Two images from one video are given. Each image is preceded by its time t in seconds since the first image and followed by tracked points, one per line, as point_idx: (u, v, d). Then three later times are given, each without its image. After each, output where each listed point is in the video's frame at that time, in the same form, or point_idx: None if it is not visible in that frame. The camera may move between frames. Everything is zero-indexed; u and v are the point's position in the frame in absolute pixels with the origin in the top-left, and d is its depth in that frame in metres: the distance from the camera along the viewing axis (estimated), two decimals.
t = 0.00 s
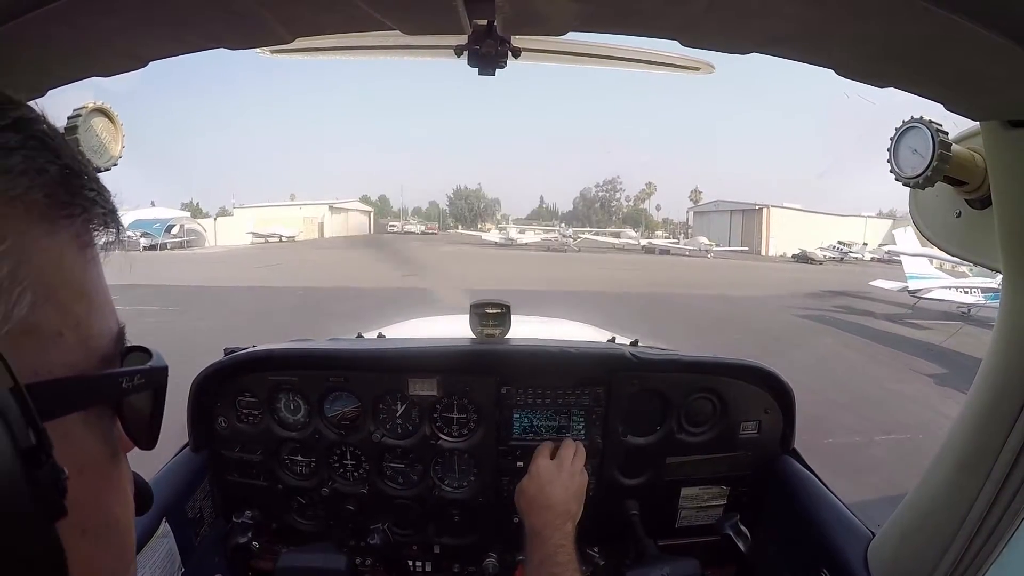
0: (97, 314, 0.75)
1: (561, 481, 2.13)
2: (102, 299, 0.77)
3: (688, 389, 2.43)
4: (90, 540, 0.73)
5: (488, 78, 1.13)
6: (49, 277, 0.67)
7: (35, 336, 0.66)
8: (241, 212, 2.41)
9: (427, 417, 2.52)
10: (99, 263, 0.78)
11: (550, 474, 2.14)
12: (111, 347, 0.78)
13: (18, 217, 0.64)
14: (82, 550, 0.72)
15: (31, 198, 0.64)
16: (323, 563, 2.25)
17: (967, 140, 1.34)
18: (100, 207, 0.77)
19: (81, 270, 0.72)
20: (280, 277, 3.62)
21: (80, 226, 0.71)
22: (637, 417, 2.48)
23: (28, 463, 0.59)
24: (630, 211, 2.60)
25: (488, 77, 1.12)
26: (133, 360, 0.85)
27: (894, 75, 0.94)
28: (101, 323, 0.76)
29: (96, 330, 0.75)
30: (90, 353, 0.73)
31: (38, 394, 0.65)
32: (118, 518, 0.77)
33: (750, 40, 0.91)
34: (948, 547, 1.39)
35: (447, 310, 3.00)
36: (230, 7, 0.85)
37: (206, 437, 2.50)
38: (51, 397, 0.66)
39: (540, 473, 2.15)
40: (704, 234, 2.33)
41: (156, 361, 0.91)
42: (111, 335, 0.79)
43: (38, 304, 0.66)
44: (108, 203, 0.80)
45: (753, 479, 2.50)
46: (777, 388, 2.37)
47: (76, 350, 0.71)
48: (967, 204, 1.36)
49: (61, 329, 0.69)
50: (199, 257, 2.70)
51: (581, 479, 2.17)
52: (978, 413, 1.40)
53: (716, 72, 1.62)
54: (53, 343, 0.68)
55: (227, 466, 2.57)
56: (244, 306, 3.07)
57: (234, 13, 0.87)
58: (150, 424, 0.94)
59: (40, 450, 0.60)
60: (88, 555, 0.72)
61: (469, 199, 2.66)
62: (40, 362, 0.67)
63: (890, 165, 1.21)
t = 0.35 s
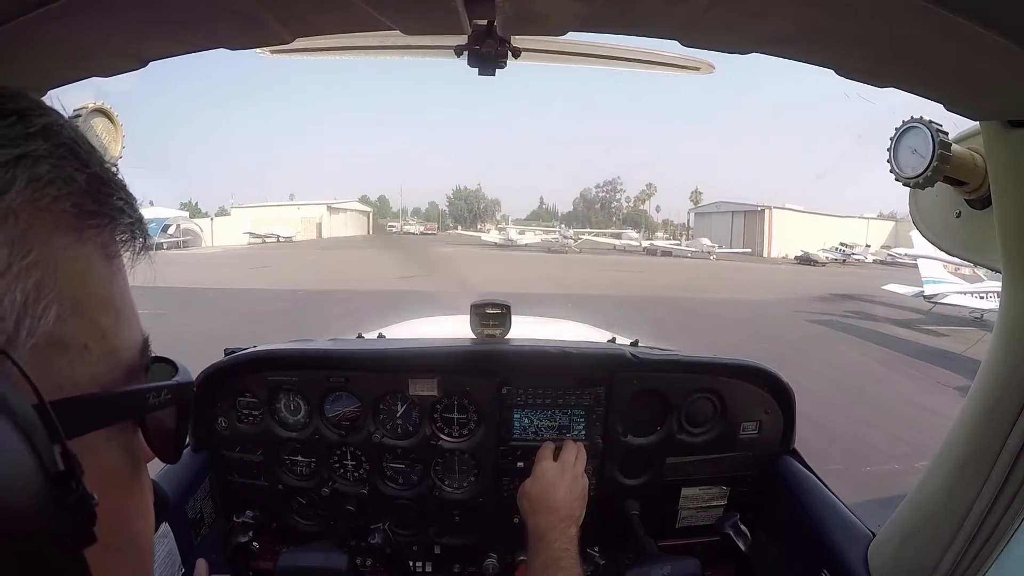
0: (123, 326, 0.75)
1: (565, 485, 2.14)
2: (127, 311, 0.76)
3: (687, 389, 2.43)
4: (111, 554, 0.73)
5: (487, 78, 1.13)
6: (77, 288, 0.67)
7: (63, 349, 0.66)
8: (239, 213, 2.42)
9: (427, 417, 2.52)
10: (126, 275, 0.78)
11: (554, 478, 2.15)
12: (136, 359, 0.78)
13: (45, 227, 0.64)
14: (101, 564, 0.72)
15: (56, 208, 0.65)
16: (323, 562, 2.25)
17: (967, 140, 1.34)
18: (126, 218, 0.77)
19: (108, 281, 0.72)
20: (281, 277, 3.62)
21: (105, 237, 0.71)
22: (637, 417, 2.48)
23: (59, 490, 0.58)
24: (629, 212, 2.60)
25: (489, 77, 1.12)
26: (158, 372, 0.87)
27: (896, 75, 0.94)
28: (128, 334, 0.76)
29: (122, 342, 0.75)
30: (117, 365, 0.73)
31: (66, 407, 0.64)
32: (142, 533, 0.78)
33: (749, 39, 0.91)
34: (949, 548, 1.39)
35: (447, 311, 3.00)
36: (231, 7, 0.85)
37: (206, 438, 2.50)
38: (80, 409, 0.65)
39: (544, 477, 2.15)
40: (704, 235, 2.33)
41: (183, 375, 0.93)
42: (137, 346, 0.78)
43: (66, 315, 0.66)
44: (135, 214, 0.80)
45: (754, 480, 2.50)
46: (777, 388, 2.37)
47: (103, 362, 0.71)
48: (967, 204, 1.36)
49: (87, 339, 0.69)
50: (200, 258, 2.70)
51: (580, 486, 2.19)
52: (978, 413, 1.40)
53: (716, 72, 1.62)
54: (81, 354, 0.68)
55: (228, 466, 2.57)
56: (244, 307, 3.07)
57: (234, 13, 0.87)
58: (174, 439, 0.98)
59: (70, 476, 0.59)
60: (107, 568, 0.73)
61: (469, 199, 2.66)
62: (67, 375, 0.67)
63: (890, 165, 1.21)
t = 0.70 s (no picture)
0: (118, 320, 0.74)
1: (564, 488, 2.14)
2: (122, 305, 0.76)
3: (687, 389, 2.43)
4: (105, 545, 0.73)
5: (487, 78, 1.13)
6: (71, 282, 0.67)
7: (58, 342, 0.66)
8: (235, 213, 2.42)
9: (427, 417, 2.52)
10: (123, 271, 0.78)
11: (553, 481, 2.15)
12: (132, 353, 0.78)
13: (40, 221, 0.64)
14: (95, 556, 0.72)
15: (52, 203, 0.64)
16: (323, 562, 2.25)
17: (967, 140, 1.34)
18: (121, 212, 0.76)
19: (102, 275, 0.72)
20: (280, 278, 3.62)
21: (99, 232, 0.71)
22: (637, 417, 2.48)
23: (50, 476, 0.57)
24: (629, 211, 2.60)
25: (489, 77, 1.12)
26: (154, 365, 0.86)
27: (896, 75, 0.94)
28: (123, 329, 0.76)
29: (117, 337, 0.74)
30: (112, 359, 0.73)
31: (60, 399, 0.64)
32: (136, 523, 0.78)
33: (749, 39, 0.91)
34: (949, 548, 1.39)
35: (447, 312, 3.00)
36: (231, 7, 0.85)
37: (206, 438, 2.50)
38: (76, 402, 0.65)
39: (544, 476, 2.15)
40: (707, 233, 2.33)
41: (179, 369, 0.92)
42: (132, 340, 0.78)
43: (61, 308, 0.66)
44: (132, 210, 0.80)
45: (754, 479, 2.50)
46: (777, 388, 2.37)
47: (97, 356, 0.71)
48: (968, 204, 1.36)
49: (81, 333, 0.69)
50: (201, 259, 2.70)
51: (579, 488, 2.19)
52: (978, 413, 1.40)
53: (715, 72, 1.62)
54: (76, 348, 0.68)
55: (228, 466, 2.57)
56: (244, 307, 3.07)
57: (234, 13, 0.87)
58: (170, 432, 0.98)
59: (60, 464, 0.58)
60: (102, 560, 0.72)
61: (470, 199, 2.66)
62: (62, 369, 0.67)
63: (890, 165, 1.21)
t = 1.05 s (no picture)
0: (139, 323, 0.75)
1: (564, 482, 2.14)
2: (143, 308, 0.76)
3: (687, 389, 2.43)
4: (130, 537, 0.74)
5: (487, 78, 1.13)
6: (97, 289, 0.67)
7: (84, 346, 0.66)
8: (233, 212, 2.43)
9: (427, 417, 2.52)
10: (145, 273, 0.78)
11: (555, 475, 2.15)
12: (150, 353, 0.78)
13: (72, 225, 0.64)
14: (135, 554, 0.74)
15: (78, 206, 0.65)
16: (323, 561, 2.25)
17: (967, 140, 1.34)
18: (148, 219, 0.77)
19: (124, 283, 0.71)
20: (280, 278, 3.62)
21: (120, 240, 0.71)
22: (637, 417, 2.48)
23: (100, 471, 0.61)
24: (629, 211, 2.60)
25: (489, 76, 1.12)
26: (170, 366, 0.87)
27: (896, 76, 0.94)
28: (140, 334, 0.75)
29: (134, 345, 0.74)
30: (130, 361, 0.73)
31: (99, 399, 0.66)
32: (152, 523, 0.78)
33: (749, 39, 0.91)
34: (949, 548, 1.39)
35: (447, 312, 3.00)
36: (232, 7, 0.85)
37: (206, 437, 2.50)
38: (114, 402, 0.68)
39: (545, 472, 2.16)
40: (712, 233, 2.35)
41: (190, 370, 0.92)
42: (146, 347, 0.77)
43: (88, 312, 0.67)
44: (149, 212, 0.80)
45: (753, 479, 2.50)
46: (777, 388, 2.37)
47: (121, 361, 0.71)
48: (967, 204, 1.36)
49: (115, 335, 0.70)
50: (201, 259, 2.70)
51: (580, 483, 2.18)
52: (978, 413, 1.40)
53: (715, 72, 1.62)
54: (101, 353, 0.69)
55: (228, 466, 2.57)
56: (244, 307, 3.08)
57: (235, 13, 0.87)
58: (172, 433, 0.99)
59: (110, 459, 0.62)
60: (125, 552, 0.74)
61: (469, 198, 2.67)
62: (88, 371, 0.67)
63: (890, 165, 1.21)
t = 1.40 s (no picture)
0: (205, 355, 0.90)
1: (563, 482, 2.15)
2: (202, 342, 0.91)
3: (687, 389, 2.42)
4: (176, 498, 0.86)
5: (487, 78, 1.12)
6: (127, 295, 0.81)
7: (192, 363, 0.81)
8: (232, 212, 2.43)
9: (427, 417, 2.52)
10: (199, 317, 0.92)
11: (552, 474, 2.15)
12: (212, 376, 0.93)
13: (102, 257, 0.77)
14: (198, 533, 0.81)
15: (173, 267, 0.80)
16: (322, 560, 2.25)
17: (966, 140, 1.34)
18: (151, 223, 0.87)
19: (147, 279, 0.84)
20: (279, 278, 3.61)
21: (151, 252, 0.88)
22: (637, 417, 2.48)
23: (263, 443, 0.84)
24: (630, 211, 2.60)
25: (489, 76, 1.12)
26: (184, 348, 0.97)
27: (895, 76, 0.94)
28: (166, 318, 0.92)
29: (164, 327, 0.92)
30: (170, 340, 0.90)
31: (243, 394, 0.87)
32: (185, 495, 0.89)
33: (749, 40, 0.91)
34: (949, 548, 1.39)
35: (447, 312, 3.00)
36: (231, 7, 0.85)
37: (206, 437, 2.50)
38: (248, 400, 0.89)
39: (541, 473, 2.16)
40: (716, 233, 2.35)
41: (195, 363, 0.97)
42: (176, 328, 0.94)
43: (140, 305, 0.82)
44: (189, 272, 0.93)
45: (753, 479, 2.50)
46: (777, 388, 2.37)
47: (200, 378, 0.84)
48: (967, 204, 1.36)
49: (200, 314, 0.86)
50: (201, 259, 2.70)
51: (578, 483, 2.19)
52: (978, 413, 1.39)
53: (716, 72, 1.62)
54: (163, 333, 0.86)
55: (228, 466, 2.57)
56: (244, 307, 3.07)
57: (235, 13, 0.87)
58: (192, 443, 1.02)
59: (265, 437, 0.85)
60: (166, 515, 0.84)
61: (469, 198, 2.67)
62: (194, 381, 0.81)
63: (890, 165, 1.20)
